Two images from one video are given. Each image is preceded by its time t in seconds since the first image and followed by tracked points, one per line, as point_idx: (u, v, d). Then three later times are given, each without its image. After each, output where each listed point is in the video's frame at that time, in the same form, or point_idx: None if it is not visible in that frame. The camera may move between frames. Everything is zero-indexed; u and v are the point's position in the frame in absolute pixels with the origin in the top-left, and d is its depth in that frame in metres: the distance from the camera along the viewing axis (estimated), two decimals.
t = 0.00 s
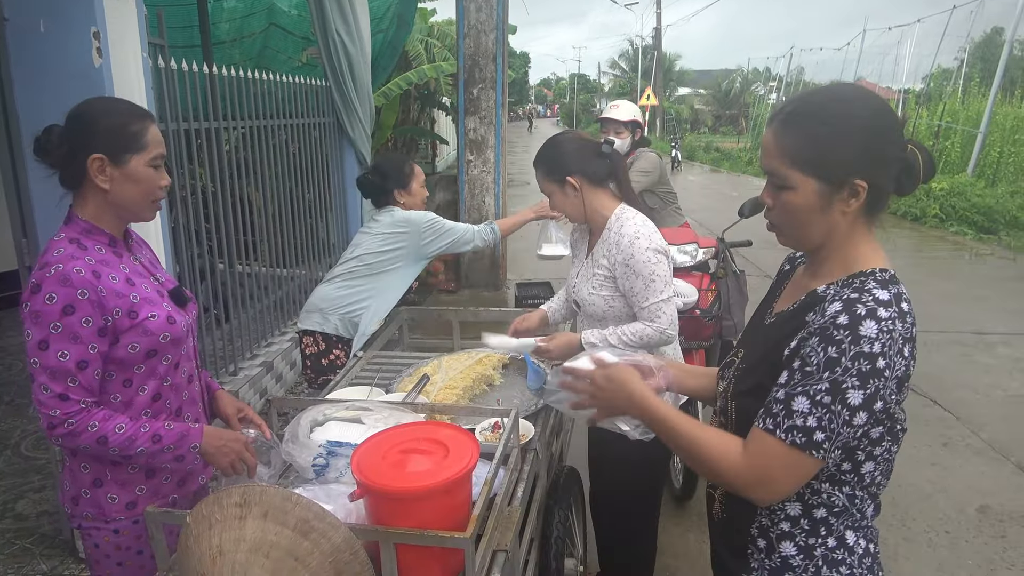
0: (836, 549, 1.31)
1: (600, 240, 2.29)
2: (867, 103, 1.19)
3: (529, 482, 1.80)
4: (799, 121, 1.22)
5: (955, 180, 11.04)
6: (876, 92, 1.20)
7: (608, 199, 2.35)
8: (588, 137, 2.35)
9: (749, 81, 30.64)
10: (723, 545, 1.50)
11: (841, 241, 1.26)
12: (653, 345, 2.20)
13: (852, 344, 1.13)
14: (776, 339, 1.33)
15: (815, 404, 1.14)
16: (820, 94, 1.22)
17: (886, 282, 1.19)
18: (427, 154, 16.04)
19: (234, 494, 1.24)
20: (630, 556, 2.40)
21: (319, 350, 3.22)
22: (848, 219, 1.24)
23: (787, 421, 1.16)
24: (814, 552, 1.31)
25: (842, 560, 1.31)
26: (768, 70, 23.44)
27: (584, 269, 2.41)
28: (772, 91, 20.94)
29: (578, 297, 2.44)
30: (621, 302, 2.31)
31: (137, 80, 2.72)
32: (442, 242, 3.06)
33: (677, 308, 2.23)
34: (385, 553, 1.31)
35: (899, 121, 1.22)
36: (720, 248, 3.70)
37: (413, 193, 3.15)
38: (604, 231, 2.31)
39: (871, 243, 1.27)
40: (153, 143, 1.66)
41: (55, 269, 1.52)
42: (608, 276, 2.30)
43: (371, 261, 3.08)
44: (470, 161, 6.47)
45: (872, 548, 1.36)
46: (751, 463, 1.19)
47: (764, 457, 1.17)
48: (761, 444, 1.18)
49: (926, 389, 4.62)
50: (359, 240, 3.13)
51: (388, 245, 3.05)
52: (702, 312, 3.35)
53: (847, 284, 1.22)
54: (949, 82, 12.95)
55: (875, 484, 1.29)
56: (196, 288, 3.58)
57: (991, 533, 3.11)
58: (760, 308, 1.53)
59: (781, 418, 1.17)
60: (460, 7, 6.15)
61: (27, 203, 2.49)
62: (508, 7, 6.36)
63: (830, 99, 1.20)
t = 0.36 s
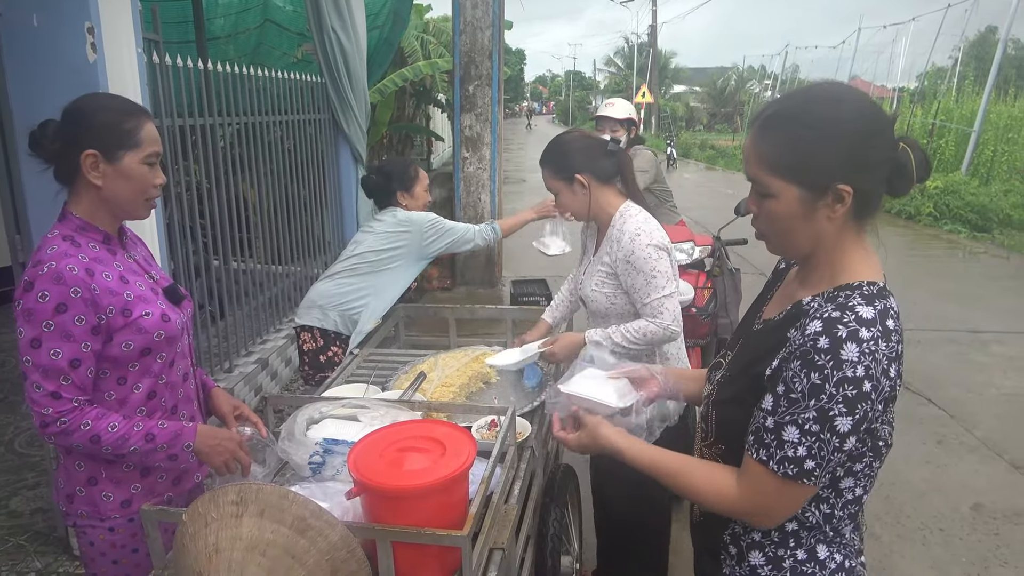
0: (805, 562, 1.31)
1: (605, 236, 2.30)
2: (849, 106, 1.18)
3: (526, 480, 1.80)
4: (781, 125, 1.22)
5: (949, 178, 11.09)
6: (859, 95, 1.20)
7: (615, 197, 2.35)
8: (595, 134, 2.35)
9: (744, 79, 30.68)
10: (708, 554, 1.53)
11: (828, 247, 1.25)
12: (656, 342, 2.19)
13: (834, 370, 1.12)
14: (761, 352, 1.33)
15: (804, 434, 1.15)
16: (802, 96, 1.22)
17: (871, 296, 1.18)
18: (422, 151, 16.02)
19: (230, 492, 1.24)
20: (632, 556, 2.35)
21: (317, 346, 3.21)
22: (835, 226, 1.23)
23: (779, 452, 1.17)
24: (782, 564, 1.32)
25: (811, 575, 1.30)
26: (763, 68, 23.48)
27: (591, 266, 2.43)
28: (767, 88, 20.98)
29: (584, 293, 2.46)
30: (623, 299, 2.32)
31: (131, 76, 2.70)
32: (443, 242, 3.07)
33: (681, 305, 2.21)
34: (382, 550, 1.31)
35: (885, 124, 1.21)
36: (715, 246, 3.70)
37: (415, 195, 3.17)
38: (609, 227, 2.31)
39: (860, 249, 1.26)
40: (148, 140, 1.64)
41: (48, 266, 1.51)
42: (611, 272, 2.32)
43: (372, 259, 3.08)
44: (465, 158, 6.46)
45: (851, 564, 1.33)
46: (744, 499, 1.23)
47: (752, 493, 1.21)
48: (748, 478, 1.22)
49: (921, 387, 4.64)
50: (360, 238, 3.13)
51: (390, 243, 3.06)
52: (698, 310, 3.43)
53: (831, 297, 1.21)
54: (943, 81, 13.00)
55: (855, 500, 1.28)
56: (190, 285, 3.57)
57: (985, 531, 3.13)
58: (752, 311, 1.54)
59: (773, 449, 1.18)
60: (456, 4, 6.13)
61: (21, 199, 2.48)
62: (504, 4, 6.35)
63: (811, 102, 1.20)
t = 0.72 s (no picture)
0: (790, 567, 1.31)
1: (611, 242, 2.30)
2: (838, 110, 1.18)
3: (522, 478, 1.81)
4: (770, 127, 1.23)
5: (944, 178, 11.13)
6: (849, 98, 1.20)
7: (620, 202, 2.35)
8: (602, 138, 2.36)
9: (740, 78, 30.71)
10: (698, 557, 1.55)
11: (818, 250, 1.26)
12: (654, 352, 2.22)
13: (824, 380, 1.12)
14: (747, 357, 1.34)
15: (793, 444, 1.16)
16: (793, 97, 1.22)
17: (862, 304, 1.18)
18: (419, 148, 16.03)
19: (227, 489, 1.24)
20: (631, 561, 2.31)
21: (303, 348, 3.18)
22: (824, 229, 1.24)
23: (767, 462, 1.18)
24: (766, 569, 1.33)
25: None
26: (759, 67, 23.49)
27: (596, 271, 2.43)
28: (763, 88, 21.00)
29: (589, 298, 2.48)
30: (627, 306, 2.33)
31: (128, 72, 2.69)
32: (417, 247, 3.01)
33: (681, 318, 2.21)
34: (377, 546, 1.31)
35: (875, 127, 1.22)
36: (708, 244, 3.71)
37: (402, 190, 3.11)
38: (614, 232, 2.32)
39: (850, 254, 1.26)
40: (141, 136, 1.63)
41: (44, 262, 1.51)
42: (614, 280, 2.33)
43: (351, 260, 3.06)
44: (462, 155, 6.46)
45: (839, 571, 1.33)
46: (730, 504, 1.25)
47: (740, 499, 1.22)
48: (735, 483, 1.24)
49: (916, 386, 4.66)
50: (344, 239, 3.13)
51: (366, 244, 3.03)
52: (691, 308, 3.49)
53: (823, 303, 1.22)
54: (939, 81, 13.03)
55: (841, 506, 1.29)
56: (186, 282, 3.57)
57: (979, 529, 3.15)
58: (739, 310, 1.56)
59: (761, 459, 1.19)
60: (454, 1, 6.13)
61: (17, 196, 2.47)
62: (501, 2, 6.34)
63: (800, 104, 1.20)
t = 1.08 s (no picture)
0: (777, 563, 1.33)
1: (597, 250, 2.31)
2: (811, 109, 1.19)
3: (515, 474, 1.81)
4: (746, 129, 1.24)
5: (937, 177, 11.17)
6: (824, 97, 1.21)
7: (606, 208, 2.35)
8: (586, 146, 2.36)
9: (734, 78, 30.76)
10: (688, 553, 1.57)
11: (801, 249, 1.27)
12: (643, 359, 2.26)
13: (806, 385, 1.13)
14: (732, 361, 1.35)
15: (780, 449, 1.17)
16: (766, 98, 1.23)
17: (843, 306, 1.19)
18: (414, 146, 16.01)
19: (219, 486, 1.24)
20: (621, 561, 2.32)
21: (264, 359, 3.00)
22: (803, 229, 1.24)
23: (757, 468, 1.19)
24: (754, 565, 1.35)
25: None
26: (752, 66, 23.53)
27: (585, 278, 2.45)
28: (758, 87, 21.03)
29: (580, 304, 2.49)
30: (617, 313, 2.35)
31: (120, 69, 2.69)
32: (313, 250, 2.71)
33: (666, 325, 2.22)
34: (371, 543, 1.32)
35: (852, 125, 1.22)
36: (699, 242, 3.72)
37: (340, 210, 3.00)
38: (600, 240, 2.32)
39: (832, 254, 1.27)
40: (127, 133, 1.62)
41: (34, 260, 1.51)
42: (603, 288, 2.34)
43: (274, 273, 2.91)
44: (456, 154, 6.46)
45: (827, 565, 1.34)
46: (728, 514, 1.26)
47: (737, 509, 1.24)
48: (731, 494, 1.25)
49: (907, 383, 4.69)
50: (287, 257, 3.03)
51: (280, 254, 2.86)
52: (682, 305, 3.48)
53: (804, 304, 1.23)
54: (932, 80, 13.08)
55: (828, 502, 1.30)
56: (179, 280, 3.56)
57: (969, 525, 3.17)
58: (726, 308, 1.57)
59: (751, 465, 1.20)
60: None
61: (8, 194, 2.46)
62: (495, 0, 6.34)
63: (774, 105, 1.21)
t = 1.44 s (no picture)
0: (762, 563, 1.34)
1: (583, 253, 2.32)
2: (779, 115, 1.21)
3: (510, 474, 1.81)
4: (718, 134, 1.26)
5: (929, 176, 11.24)
6: (791, 103, 1.23)
7: (592, 211, 2.35)
8: (568, 152, 2.37)
9: (728, 78, 30.86)
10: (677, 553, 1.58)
11: (781, 253, 1.27)
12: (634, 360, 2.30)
13: (788, 392, 1.14)
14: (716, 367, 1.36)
15: (766, 456, 1.18)
16: (737, 104, 1.25)
17: (823, 311, 1.20)
18: (408, 147, 16.06)
19: (214, 486, 1.25)
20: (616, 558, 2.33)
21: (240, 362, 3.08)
22: (781, 232, 1.26)
23: (744, 475, 1.20)
24: (738, 565, 1.36)
25: None
26: (745, 67, 23.60)
27: (571, 280, 2.46)
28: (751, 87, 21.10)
29: (568, 306, 2.50)
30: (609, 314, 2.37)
31: (114, 70, 2.68)
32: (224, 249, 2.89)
33: (660, 326, 2.24)
34: (366, 543, 1.33)
35: (821, 129, 1.24)
36: (693, 241, 3.73)
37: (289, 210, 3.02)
38: (587, 244, 2.33)
39: (813, 256, 1.28)
40: (120, 135, 1.63)
41: (23, 261, 1.51)
42: (594, 290, 2.35)
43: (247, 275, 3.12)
44: (450, 154, 6.46)
45: (813, 564, 1.35)
46: (715, 520, 1.28)
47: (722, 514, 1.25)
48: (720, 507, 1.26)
49: (900, 382, 4.72)
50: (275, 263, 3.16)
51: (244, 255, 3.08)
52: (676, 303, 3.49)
53: (785, 308, 1.24)
54: (924, 80, 13.15)
55: (812, 503, 1.31)
56: (172, 281, 3.55)
57: (961, 523, 3.20)
58: (713, 311, 1.59)
59: (738, 472, 1.21)
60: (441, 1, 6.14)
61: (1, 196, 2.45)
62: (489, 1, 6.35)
63: (745, 109, 1.23)
